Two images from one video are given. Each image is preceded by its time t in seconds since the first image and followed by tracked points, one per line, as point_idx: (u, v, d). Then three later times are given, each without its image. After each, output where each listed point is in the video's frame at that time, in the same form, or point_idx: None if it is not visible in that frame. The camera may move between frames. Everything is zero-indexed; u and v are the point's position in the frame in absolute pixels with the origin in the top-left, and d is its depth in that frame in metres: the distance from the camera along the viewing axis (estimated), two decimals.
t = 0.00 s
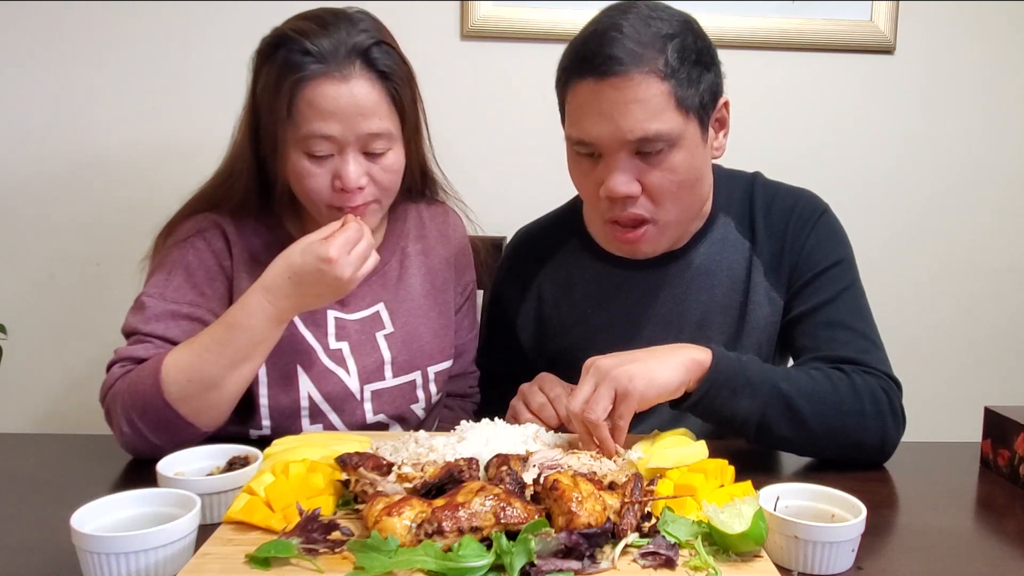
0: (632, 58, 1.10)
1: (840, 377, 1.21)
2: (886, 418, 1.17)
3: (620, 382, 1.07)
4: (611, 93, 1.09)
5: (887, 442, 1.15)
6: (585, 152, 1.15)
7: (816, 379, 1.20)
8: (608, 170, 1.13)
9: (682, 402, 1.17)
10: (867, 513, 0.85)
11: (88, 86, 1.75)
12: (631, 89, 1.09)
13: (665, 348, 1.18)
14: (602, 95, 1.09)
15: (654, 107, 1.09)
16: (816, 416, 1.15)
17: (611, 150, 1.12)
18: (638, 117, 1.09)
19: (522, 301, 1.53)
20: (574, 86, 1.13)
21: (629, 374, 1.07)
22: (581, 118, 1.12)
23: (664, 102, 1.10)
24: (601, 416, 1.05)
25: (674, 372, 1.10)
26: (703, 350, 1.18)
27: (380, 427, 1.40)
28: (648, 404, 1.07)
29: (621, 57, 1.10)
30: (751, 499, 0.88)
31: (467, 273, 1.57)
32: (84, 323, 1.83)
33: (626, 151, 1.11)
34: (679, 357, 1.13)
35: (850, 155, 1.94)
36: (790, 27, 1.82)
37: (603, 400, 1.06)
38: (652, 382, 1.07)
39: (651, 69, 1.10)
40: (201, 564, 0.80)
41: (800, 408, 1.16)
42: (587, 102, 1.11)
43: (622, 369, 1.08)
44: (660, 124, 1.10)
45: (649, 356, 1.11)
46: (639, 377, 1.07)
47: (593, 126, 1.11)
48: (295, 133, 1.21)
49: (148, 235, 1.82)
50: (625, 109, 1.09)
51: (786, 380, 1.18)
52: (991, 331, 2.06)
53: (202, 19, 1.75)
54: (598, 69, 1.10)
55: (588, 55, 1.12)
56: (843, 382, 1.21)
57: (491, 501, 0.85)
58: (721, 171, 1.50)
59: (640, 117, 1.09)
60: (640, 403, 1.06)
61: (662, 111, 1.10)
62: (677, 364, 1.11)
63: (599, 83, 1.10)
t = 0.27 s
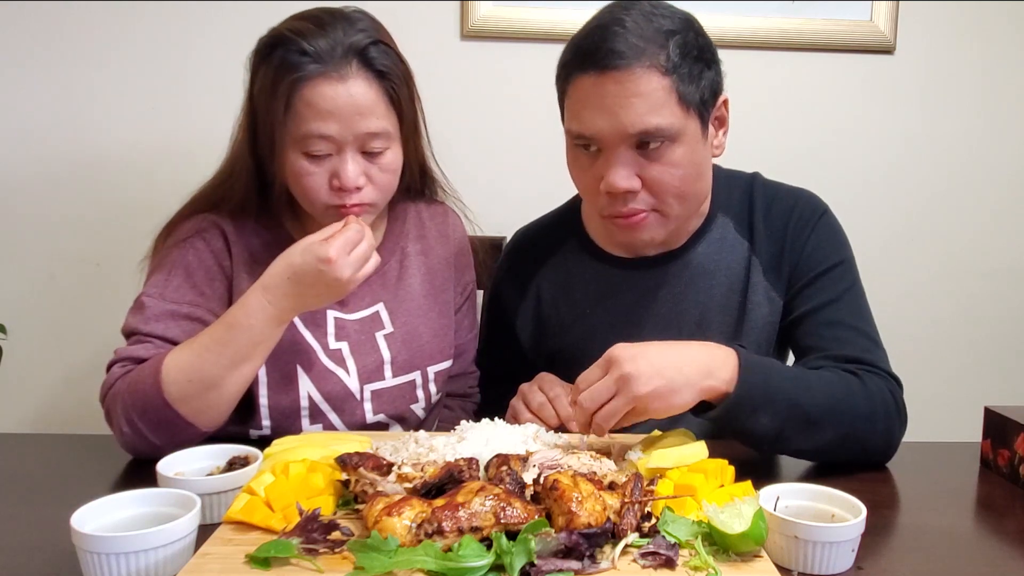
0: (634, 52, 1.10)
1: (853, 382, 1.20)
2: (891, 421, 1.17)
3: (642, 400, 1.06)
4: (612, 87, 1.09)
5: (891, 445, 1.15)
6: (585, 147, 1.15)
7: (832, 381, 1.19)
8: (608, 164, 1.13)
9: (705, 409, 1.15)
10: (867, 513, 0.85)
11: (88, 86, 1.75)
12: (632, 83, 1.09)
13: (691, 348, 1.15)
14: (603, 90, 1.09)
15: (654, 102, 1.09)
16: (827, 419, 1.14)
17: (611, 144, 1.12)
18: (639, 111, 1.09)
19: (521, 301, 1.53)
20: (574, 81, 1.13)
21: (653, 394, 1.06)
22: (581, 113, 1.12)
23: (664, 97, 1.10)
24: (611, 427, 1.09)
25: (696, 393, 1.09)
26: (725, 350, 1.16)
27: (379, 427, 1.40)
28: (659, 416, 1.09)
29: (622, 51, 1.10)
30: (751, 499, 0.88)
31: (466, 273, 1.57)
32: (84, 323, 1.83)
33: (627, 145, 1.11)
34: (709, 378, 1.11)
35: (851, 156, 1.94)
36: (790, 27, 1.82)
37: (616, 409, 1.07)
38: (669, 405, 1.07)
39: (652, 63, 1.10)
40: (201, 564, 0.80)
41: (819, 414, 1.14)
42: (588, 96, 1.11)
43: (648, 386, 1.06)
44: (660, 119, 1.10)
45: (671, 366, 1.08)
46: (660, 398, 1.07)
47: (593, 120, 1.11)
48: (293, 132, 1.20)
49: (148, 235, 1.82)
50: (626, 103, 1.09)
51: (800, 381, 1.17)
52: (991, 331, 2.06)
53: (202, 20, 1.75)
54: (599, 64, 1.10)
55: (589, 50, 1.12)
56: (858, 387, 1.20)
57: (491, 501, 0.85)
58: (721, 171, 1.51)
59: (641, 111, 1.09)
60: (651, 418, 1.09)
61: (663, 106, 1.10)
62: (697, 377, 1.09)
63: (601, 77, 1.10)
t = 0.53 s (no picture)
0: (634, 55, 1.10)
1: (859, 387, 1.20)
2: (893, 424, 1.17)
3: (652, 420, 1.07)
4: (612, 90, 1.09)
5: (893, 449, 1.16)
6: (584, 149, 1.15)
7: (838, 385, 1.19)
8: (607, 167, 1.13)
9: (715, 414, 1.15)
10: (867, 513, 0.86)
11: (88, 86, 1.75)
12: (632, 86, 1.09)
13: (712, 359, 1.11)
14: (603, 92, 1.09)
15: (654, 105, 1.09)
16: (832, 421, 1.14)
17: (610, 147, 1.11)
18: (639, 114, 1.09)
19: (521, 301, 1.53)
20: (574, 83, 1.13)
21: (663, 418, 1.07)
22: (581, 116, 1.12)
23: (664, 100, 1.10)
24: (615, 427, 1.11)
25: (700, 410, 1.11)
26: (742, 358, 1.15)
27: (379, 427, 1.40)
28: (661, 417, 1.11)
29: (623, 54, 1.10)
30: (751, 499, 0.88)
31: (466, 273, 1.57)
32: (84, 322, 1.83)
33: (626, 148, 1.11)
34: (721, 398, 1.11)
35: (851, 156, 1.94)
36: (790, 27, 1.82)
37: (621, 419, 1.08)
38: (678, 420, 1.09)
39: (653, 66, 1.10)
40: (200, 564, 0.80)
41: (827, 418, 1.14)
42: (587, 99, 1.11)
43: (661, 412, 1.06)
44: (660, 122, 1.10)
45: (684, 386, 1.06)
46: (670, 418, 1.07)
47: (592, 123, 1.11)
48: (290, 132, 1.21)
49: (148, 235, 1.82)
50: (626, 106, 1.09)
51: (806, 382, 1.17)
52: (991, 331, 2.06)
53: (202, 20, 1.75)
54: (599, 67, 1.10)
55: (589, 52, 1.12)
56: (865, 392, 1.19)
57: (491, 501, 0.85)
58: (719, 172, 1.51)
59: (641, 114, 1.09)
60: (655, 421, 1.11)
61: (663, 109, 1.10)
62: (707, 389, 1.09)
63: (601, 79, 1.10)
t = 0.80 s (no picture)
0: (634, 63, 1.10)
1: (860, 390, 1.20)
2: (893, 426, 1.18)
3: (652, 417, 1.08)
4: (612, 98, 1.09)
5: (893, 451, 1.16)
6: (584, 157, 1.15)
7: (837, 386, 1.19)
8: (607, 176, 1.13)
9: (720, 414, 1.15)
10: (867, 513, 0.86)
11: (88, 86, 1.75)
12: (632, 95, 1.08)
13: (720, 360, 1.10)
14: (603, 101, 1.09)
15: (655, 114, 1.09)
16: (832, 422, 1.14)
17: (610, 156, 1.11)
18: (638, 124, 1.09)
19: (517, 303, 1.53)
20: (573, 91, 1.13)
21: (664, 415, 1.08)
22: (581, 124, 1.12)
23: (664, 109, 1.10)
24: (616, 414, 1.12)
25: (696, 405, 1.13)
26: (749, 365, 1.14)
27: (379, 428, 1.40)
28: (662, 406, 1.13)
29: (623, 62, 1.10)
30: (751, 499, 0.88)
31: (465, 273, 1.56)
32: (84, 322, 1.83)
33: (626, 157, 1.11)
34: (720, 397, 1.12)
35: (851, 156, 1.94)
36: (790, 27, 1.82)
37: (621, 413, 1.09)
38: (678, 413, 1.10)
39: (653, 75, 1.10)
40: (200, 564, 0.79)
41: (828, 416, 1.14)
42: (587, 107, 1.11)
43: (663, 412, 1.07)
44: (661, 131, 1.10)
45: (688, 389, 1.07)
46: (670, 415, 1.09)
47: (592, 132, 1.11)
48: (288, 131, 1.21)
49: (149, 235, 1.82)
50: (626, 115, 1.09)
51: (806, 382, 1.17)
52: (991, 331, 2.06)
53: (202, 20, 1.75)
54: (599, 75, 1.10)
55: (588, 59, 1.11)
56: (867, 394, 1.20)
57: (491, 501, 0.85)
58: (715, 172, 1.50)
59: (641, 123, 1.09)
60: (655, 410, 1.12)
61: (662, 118, 1.10)
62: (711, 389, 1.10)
63: (601, 88, 1.09)
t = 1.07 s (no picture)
0: (637, 79, 1.09)
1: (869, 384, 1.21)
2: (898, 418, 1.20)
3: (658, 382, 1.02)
4: (614, 114, 1.08)
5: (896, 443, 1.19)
6: (582, 173, 1.14)
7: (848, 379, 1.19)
8: (607, 191, 1.12)
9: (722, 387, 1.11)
10: (867, 513, 0.86)
11: (88, 86, 1.75)
12: (635, 113, 1.07)
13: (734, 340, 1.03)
14: (605, 117, 1.08)
15: (657, 132, 1.08)
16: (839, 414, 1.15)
17: (611, 172, 1.10)
18: (641, 141, 1.08)
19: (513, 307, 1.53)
20: (573, 104, 1.12)
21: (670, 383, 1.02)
22: (581, 139, 1.11)
23: (666, 126, 1.09)
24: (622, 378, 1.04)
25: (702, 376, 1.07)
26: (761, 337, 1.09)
27: (379, 428, 1.40)
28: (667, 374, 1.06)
29: (625, 77, 1.09)
30: (751, 499, 0.88)
31: (464, 272, 1.55)
32: (85, 322, 1.83)
33: (627, 173, 1.11)
34: (728, 370, 1.07)
35: (851, 156, 1.94)
36: (790, 27, 1.82)
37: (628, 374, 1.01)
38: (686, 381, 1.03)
39: (656, 91, 1.09)
40: (200, 564, 0.79)
41: (835, 406, 1.15)
42: (587, 124, 1.10)
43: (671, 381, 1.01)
44: (663, 149, 1.09)
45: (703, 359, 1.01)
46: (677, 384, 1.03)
47: (594, 149, 1.10)
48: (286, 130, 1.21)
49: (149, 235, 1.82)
50: (629, 133, 1.08)
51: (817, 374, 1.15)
52: (991, 331, 2.06)
53: (202, 20, 1.75)
54: (601, 91, 1.08)
55: (589, 74, 1.10)
56: (876, 387, 1.21)
57: (491, 501, 0.85)
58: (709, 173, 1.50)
59: (643, 140, 1.08)
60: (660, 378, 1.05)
61: (664, 134, 1.09)
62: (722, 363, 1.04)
63: (602, 104, 1.08)
